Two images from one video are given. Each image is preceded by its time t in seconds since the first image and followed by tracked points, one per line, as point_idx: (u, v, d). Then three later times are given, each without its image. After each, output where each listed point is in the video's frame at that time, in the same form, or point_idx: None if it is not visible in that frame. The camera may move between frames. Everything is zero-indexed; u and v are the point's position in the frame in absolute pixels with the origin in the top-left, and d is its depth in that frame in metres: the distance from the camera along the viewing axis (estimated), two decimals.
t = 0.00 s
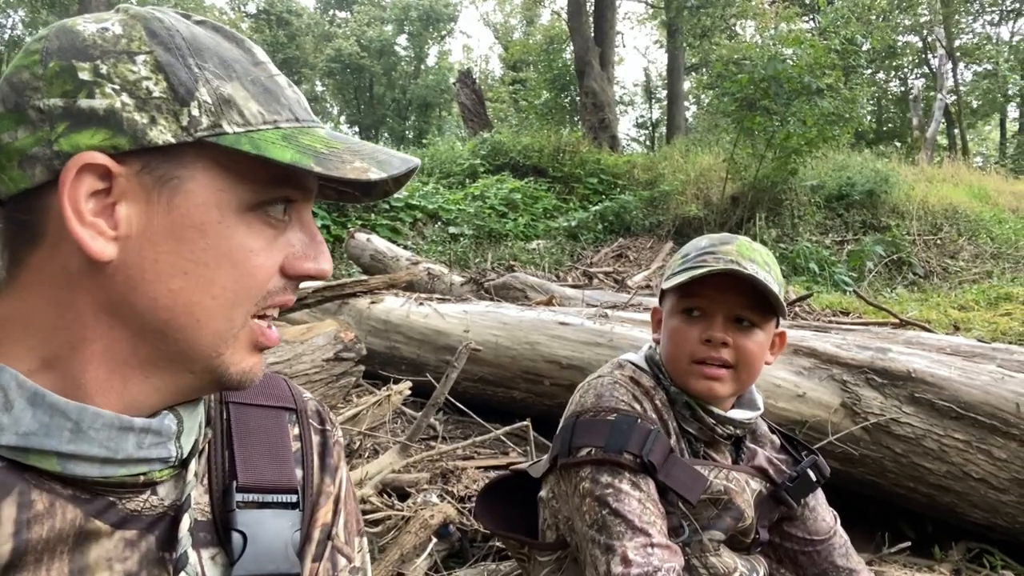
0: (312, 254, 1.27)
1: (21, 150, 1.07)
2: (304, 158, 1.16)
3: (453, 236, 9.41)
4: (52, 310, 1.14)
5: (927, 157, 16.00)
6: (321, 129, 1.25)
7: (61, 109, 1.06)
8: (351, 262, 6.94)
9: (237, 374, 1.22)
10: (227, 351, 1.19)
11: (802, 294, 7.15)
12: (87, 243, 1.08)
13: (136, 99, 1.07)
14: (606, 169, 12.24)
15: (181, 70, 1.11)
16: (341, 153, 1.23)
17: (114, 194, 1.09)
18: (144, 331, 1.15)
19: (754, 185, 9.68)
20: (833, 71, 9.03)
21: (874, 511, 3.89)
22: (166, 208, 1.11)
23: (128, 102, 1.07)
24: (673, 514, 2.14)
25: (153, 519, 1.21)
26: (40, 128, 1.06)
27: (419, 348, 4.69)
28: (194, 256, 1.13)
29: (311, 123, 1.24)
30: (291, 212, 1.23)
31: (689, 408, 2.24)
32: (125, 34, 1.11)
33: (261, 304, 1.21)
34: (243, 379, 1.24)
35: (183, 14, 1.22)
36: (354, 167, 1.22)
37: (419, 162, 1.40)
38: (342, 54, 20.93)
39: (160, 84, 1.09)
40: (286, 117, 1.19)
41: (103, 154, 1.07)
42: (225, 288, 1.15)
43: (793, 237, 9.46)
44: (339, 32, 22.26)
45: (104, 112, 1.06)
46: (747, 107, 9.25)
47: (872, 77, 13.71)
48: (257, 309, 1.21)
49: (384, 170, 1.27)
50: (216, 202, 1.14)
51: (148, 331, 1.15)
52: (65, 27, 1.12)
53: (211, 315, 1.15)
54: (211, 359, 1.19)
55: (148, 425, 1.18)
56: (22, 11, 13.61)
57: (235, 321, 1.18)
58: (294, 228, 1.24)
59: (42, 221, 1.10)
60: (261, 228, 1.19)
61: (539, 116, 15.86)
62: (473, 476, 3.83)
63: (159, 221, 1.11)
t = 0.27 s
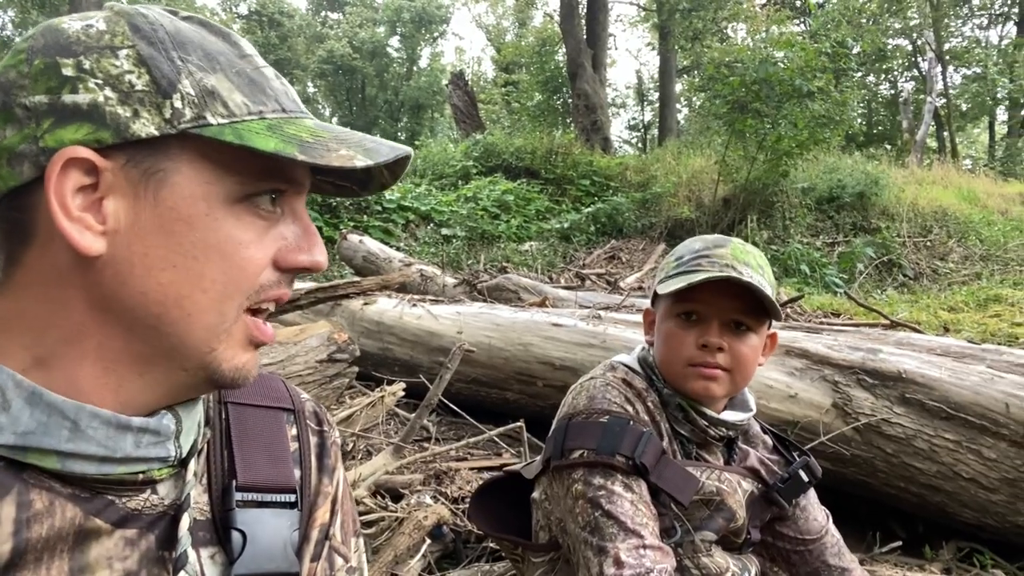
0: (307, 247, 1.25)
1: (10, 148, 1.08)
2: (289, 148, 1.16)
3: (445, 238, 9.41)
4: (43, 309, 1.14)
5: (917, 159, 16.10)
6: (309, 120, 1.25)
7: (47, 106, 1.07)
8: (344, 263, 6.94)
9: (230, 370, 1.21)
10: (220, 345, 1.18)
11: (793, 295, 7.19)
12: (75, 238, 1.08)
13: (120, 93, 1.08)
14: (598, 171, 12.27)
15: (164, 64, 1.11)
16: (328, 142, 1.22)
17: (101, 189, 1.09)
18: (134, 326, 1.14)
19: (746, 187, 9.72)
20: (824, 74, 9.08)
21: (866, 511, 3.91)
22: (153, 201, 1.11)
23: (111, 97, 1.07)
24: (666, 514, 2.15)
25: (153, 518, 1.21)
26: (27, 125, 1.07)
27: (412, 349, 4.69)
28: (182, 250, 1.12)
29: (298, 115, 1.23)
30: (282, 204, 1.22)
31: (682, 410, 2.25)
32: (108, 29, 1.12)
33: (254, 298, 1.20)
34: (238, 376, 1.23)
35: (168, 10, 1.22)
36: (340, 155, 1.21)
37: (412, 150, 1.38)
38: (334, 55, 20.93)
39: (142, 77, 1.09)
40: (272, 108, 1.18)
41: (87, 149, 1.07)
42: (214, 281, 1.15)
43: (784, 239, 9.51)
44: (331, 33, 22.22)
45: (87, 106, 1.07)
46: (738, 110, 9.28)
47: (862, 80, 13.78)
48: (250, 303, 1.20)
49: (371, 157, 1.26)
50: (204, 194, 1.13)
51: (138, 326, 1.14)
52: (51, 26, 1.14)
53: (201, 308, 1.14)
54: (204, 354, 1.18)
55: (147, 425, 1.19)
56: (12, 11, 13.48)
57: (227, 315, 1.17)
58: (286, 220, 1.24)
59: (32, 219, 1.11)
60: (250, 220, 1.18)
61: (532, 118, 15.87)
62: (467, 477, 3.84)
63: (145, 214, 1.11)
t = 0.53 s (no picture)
0: (301, 235, 1.25)
1: None
2: (273, 133, 1.15)
3: (442, 242, 9.42)
4: (35, 310, 1.15)
5: (912, 164, 16.14)
6: (293, 106, 1.23)
7: (28, 104, 1.07)
8: (341, 267, 6.93)
9: (227, 362, 1.20)
10: (215, 337, 1.18)
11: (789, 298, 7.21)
12: (63, 236, 1.08)
13: (99, 87, 1.08)
14: (595, 175, 12.29)
15: (143, 55, 1.10)
16: (312, 125, 1.22)
17: (87, 186, 1.09)
18: (125, 322, 1.14)
19: (742, 191, 9.74)
20: (819, 78, 9.11)
21: (863, 513, 3.92)
22: (140, 195, 1.11)
23: (91, 91, 1.07)
24: (664, 514, 2.16)
25: (150, 515, 1.21)
26: (9, 125, 1.08)
27: (409, 353, 4.69)
28: (171, 243, 1.12)
29: (282, 100, 1.22)
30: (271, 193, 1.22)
31: (680, 410, 2.25)
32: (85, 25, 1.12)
33: (248, 288, 1.19)
34: (235, 368, 1.22)
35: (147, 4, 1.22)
36: (325, 137, 1.20)
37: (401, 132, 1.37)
38: (331, 60, 20.96)
39: (121, 70, 1.09)
40: (254, 94, 1.17)
41: (72, 145, 1.07)
42: (205, 273, 1.14)
43: (780, 243, 9.53)
44: (328, 38, 22.22)
45: (67, 102, 1.07)
46: (734, 114, 9.30)
47: (858, 85, 13.83)
48: (243, 294, 1.19)
49: (358, 138, 1.25)
50: (191, 186, 1.13)
51: (129, 322, 1.14)
52: (31, 27, 1.14)
53: (192, 301, 1.14)
54: (198, 347, 1.17)
55: (144, 421, 1.19)
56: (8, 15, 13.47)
57: (220, 308, 1.16)
58: (277, 210, 1.23)
59: (22, 219, 1.11)
60: (240, 210, 1.17)
61: (528, 122, 15.89)
62: (464, 480, 3.84)
63: (133, 209, 1.10)
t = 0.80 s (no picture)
0: (292, 234, 1.23)
1: None
2: (255, 128, 1.14)
3: (441, 246, 9.42)
4: (28, 309, 1.15)
5: (910, 166, 16.16)
6: (283, 102, 1.23)
7: (18, 104, 1.09)
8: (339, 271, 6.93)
9: (222, 360, 1.19)
10: (205, 335, 1.16)
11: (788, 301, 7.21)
12: (48, 233, 1.08)
13: (84, 84, 1.08)
14: (593, 179, 12.30)
15: (129, 53, 1.10)
16: (296, 120, 1.20)
17: (73, 184, 1.09)
18: (116, 319, 1.14)
19: (740, 194, 9.74)
20: (817, 82, 9.13)
21: (862, 516, 3.91)
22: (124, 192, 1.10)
23: (76, 88, 1.08)
24: (660, 516, 2.15)
25: (145, 518, 1.21)
26: None
27: (408, 356, 4.69)
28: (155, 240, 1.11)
29: (271, 98, 1.21)
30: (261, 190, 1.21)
31: (676, 412, 2.25)
32: (75, 25, 1.13)
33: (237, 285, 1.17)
34: (230, 367, 1.21)
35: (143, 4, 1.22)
36: (307, 131, 1.18)
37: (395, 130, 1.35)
38: (329, 65, 20.98)
39: (106, 67, 1.09)
40: (241, 91, 1.17)
41: (56, 142, 1.07)
42: (190, 270, 1.12)
43: (778, 246, 9.53)
44: (326, 43, 22.22)
45: (54, 99, 1.08)
46: (731, 118, 9.31)
47: (855, 88, 13.87)
48: (233, 291, 1.17)
49: (343, 133, 1.23)
50: (175, 183, 1.12)
51: (117, 320, 1.13)
52: (23, 27, 1.15)
53: (178, 298, 1.13)
54: (190, 344, 1.16)
55: (139, 424, 1.18)
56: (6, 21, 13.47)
57: (208, 305, 1.15)
58: (268, 208, 1.22)
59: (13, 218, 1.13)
60: (226, 206, 1.16)
61: (527, 126, 15.91)
62: (462, 484, 3.83)
63: (118, 205, 1.10)
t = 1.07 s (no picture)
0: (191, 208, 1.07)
1: None
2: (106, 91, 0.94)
3: (431, 247, 9.42)
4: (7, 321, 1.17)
5: (897, 168, 16.29)
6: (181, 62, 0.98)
7: None
8: (329, 273, 6.92)
9: (126, 357, 1.05)
10: (102, 330, 1.04)
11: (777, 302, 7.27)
12: None
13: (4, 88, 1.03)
14: (583, 180, 12.33)
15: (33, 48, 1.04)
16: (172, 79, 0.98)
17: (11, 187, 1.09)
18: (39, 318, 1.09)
19: (730, 196, 9.79)
20: (805, 84, 9.20)
21: (852, 516, 3.94)
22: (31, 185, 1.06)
23: None
24: (652, 517, 2.16)
25: (143, 523, 1.21)
26: None
27: (398, 358, 4.68)
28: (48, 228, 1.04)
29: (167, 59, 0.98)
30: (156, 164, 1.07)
31: (668, 414, 2.26)
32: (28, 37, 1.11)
33: (127, 269, 1.03)
34: (141, 366, 1.06)
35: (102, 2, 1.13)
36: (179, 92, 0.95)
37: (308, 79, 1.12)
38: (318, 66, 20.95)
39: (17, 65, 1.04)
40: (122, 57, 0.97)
41: None
42: (74, 256, 1.02)
43: (767, 247, 9.60)
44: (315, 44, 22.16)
45: None
46: (720, 120, 9.38)
47: (843, 90, 13.98)
48: (123, 278, 1.03)
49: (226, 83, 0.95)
50: (61, 165, 1.03)
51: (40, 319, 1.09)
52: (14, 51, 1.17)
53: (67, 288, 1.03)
54: (92, 338, 1.05)
55: (132, 430, 1.18)
56: None
57: (96, 295, 1.03)
58: (167, 183, 1.07)
59: None
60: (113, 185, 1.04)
61: (516, 128, 15.94)
62: (454, 486, 3.82)
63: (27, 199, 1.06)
